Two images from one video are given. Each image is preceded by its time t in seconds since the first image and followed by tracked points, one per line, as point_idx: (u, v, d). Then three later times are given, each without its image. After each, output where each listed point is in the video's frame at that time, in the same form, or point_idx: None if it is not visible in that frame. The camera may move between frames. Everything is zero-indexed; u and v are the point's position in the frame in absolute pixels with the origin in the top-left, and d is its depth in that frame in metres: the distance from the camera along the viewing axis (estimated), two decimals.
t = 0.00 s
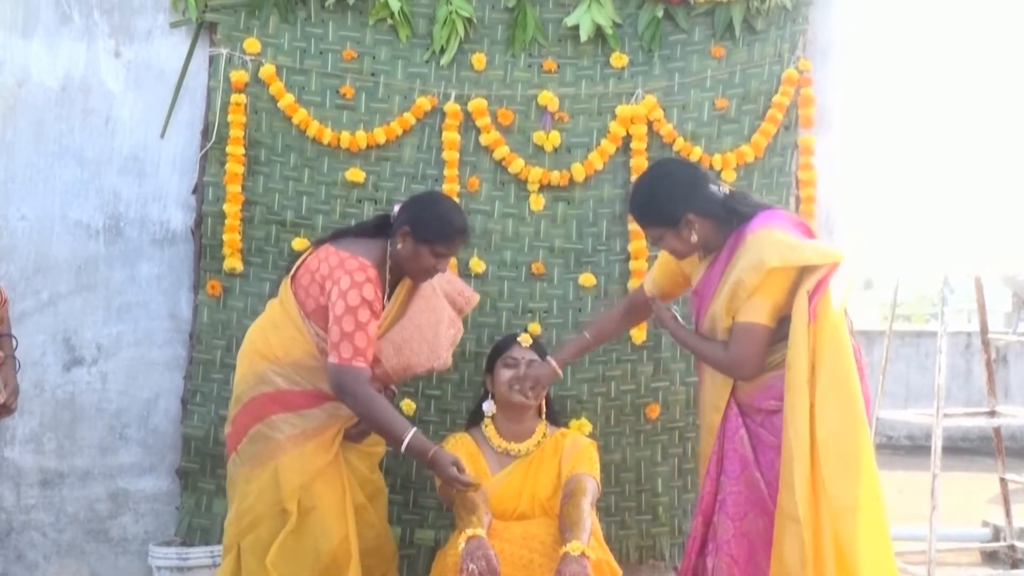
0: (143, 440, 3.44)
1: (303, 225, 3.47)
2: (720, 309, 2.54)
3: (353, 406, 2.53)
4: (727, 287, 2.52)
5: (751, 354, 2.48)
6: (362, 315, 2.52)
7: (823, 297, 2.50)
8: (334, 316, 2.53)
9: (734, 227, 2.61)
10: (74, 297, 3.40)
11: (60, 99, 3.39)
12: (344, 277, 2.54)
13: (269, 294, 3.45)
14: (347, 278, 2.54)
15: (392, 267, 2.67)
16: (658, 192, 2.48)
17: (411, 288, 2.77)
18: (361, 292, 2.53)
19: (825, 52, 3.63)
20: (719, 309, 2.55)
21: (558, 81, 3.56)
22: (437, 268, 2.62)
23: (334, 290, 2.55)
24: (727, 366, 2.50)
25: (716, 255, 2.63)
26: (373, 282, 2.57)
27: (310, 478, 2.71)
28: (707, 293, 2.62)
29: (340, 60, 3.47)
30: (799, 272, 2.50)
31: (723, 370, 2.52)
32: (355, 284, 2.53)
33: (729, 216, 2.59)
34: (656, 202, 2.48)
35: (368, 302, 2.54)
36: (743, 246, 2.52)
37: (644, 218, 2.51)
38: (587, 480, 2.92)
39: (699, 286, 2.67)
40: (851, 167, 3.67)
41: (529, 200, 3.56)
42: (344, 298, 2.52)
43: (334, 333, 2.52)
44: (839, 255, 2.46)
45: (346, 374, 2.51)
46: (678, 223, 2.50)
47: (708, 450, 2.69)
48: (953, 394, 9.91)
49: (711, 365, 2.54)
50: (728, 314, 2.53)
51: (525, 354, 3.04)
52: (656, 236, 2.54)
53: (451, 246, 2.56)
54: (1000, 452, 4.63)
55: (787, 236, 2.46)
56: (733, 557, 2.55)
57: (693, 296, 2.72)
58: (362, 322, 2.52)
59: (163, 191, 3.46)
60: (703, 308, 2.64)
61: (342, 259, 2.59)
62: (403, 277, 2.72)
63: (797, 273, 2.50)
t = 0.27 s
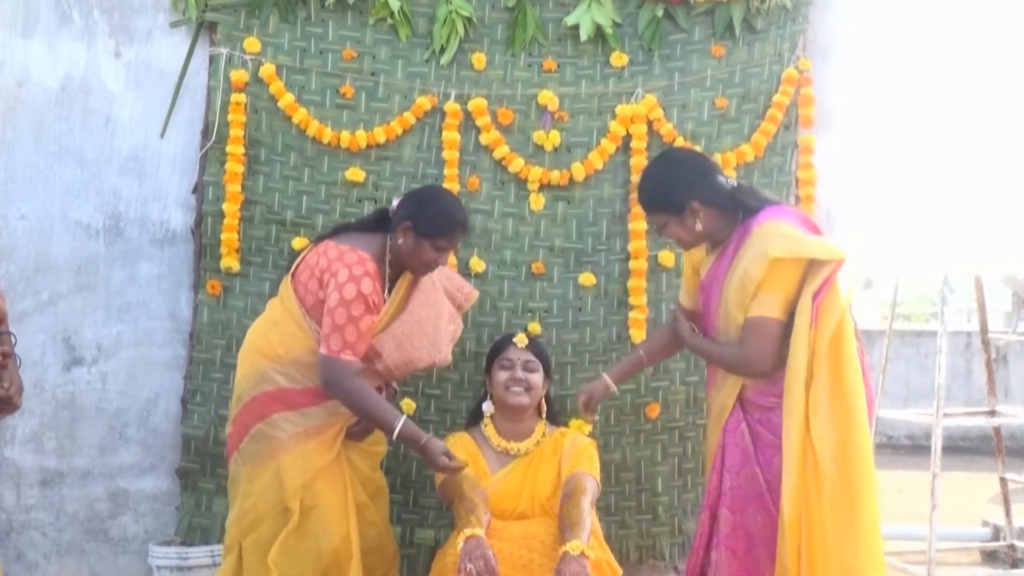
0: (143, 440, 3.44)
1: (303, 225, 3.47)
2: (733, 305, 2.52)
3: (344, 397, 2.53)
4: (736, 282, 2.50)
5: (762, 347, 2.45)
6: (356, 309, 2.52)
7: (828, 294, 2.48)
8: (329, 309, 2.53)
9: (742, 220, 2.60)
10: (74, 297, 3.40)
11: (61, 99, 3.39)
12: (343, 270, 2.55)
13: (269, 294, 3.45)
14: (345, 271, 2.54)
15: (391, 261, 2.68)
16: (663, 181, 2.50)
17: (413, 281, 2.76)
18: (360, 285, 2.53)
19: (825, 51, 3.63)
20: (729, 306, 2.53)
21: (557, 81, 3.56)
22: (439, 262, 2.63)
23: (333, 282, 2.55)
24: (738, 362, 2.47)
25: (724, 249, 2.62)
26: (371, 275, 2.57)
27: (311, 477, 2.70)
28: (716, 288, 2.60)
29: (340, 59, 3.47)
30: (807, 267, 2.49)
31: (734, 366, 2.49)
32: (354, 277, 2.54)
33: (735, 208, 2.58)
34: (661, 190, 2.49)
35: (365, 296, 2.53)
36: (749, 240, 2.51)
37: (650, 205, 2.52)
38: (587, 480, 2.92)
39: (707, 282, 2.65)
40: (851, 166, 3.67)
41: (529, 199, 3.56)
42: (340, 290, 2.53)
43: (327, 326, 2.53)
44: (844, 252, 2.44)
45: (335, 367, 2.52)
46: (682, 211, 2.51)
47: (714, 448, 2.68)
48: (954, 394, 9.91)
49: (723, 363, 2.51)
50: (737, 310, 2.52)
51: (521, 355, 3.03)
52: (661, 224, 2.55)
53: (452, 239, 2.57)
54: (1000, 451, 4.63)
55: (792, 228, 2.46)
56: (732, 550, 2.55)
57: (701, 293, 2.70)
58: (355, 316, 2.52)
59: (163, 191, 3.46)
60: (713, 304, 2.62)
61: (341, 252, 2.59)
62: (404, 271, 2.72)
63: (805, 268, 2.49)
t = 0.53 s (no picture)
0: (143, 439, 3.44)
1: (303, 225, 3.48)
2: (743, 309, 2.49)
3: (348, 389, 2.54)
4: (744, 286, 2.47)
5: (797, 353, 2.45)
6: (356, 299, 2.53)
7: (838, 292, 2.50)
8: (327, 300, 2.53)
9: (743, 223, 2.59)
10: (74, 297, 3.40)
11: (60, 99, 3.39)
12: (341, 260, 2.55)
13: (269, 294, 3.45)
14: (344, 261, 2.55)
15: (389, 253, 2.69)
16: (663, 181, 2.50)
17: (411, 274, 2.78)
18: (358, 274, 2.54)
19: (825, 51, 3.63)
20: (739, 313, 2.51)
21: (557, 80, 3.56)
22: (437, 252, 2.63)
23: (330, 274, 2.55)
24: (768, 372, 2.47)
25: (726, 251, 2.60)
26: (370, 265, 2.58)
27: (315, 475, 2.70)
28: (721, 291, 2.58)
29: (340, 59, 3.47)
30: (813, 265, 2.49)
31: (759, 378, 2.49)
32: (353, 267, 2.54)
33: (736, 210, 2.58)
34: (661, 189, 2.50)
35: (364, 284, 2.54)
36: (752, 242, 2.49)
37: (650, 204, 2.53)
38: (587, 479, 2.92)
39: (712, 285, 2.63)
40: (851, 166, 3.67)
41: (529, 199, 3.56)
42: (339, 280, 2.53)
43: (325, 316, 2.52)
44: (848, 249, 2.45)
45: (336, 359, 2.52)
46: (682, 211, 2.51)
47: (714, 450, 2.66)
48: (954, 394, 9.91)
49: (746, 377, 2.50)
50: (748, 316, 2.50)
51: (520, 356, 3.02)
52: (660, 223, 2.56)
53: (451, 228, 2.57)
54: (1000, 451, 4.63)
55: (793, 229, 2.45)
56: (732, 549, 2.55)
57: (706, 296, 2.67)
58: (355, 306, 2.52)
59: (163, 191, 3.46)
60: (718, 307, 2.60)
61: (340, 244, 2.60)
62: (403, 262, 2.74)
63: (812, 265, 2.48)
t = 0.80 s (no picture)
0: (143, 439, 3.44)
1: (304, 224, 3.48)
2: (746, 309, 2.49)
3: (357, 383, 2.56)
4: (747, 286, 2.47)
5: (797, 356, 2.46)
6: (359, 298, 2.53)
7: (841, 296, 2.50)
8: (330, 299, 2.53)
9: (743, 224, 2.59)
10: (74, 296, 3.40)
11: (61, 98, 3.38)
12: (343, 259, 2.55)
13: (270, 294, 3.45)
14: (345, 260, 2.55)
15: (389, 251, 2.69)
16: (665, 181, 2.49)
17: (412, 272, 2.76)
18: (360, 272, 2.54)
19: (825, 50, 3.63)
20: (740, 312, 2.51)
21: (558, 80, 3.56)
22: (435, 252, 2.63)
23: (332, 272, 2.55)
24: (768, 372, 2.47)
25: (727, 252, 2.60)
26: (372, 263, 2.58)
27: (318, 475, 2.70)
28: (721, 291, 2.57)
29: (340, 59, 3.47)
30: (817, 265, 2.48)
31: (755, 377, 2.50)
32: (354, 265, 2.54)
33: (737, 210, 2.57)
34: (663, 190, 2.49)
35: (366, 282, 2.54)
36: (754, 242, 2.49)
37: (651, 205, 2.52)
38: (587, 479, 2.92)
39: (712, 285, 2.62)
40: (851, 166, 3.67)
41: (529, 198, 3.56)
42: (342, 279, 2.53)
43: (328, 314, 2.53)
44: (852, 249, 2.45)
45: (342, 357, 2.53)
46: (684, 211, 2.50)
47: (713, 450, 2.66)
48: (954, 394, 9.91)
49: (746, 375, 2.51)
50: (750, 316, 2.50)
51: (520, 357, 3.02)
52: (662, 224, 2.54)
53: (449, 227, 2.57)
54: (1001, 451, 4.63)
55: (797, 229, 2.45)
56: (733, 550, 2.55)
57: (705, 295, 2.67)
58: (359, 304, 2.53)
59: (163, 191, 3.46)
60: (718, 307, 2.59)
61: (340, 243, 2.60)
62: (403, 260, 2.72)
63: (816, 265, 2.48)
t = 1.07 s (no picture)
0: (144, 438, 3.44)
1: (305, 224, 3.48)
2: (751, 309, 2.49)
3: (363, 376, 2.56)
4: (752, 286, 2.47)
5: (803, 355, 2.45)
6: (363, 294, 2.53)
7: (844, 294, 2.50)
8: (334, 296, 2.53)
9: (744, 223, 2.59)
10: (75, 296, 3.40)
11: (62, 98, 3.39)
12: (345, 256, 2.54)
13: (271, 293, 3.45)
14: (347, 256, 2.54)
15: (389, 249, 2.68)
16: (667, 181, 2.49)
17: (413, 270, 2.76)
18: (363, 269, 2.53)
19: (826, 49, 3.63)
20: (743, 312, 2.51)
21: (559, 79, 3.56)
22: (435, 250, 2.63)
23: (335, 270, 2.55)
24: (772, 372, 2.47)
25: (729, 252, 2.59)
26: (374, 260, 2.57)
27: (322, 473, 2.71)
28: (722, 291, 2.57)
29: (341, 58, 3.47)
30: (820, 263, 2.48)
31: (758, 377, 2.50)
32: (357, 263, 2.53)
33: (738, 209, 2.57)
34: (665, 190, 2.48)
35: (369, 279, 2.54)
36: (757, 242, 2.49)
37: (653, 206, 2.51)
38: (588, 478, 2.92)
39: (713, 285, 2.62)
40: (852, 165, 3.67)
41: (530, 198, 3.56)
42: (345, 276, 2.52)
43: (333, 312, 2.53)
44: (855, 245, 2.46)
45: (349, 353, 2.53)
46: (686, 212, 2.50)
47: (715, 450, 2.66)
48: (955, 393, 9.91)
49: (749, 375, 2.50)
50: (753, 316, 2.50)
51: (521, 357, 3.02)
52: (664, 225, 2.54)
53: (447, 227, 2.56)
54: (1002, 449, 4.62)
55: (799, 228, 2.45)
56: (734, 550, 2.55)
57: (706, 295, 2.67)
58: (364, 301, 2.53)
59: (164, 190, 3.46)
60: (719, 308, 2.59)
61: (342, 240, 2.59)
62: (404, 259, 2.72)
63: (818, 263, 2.48)
